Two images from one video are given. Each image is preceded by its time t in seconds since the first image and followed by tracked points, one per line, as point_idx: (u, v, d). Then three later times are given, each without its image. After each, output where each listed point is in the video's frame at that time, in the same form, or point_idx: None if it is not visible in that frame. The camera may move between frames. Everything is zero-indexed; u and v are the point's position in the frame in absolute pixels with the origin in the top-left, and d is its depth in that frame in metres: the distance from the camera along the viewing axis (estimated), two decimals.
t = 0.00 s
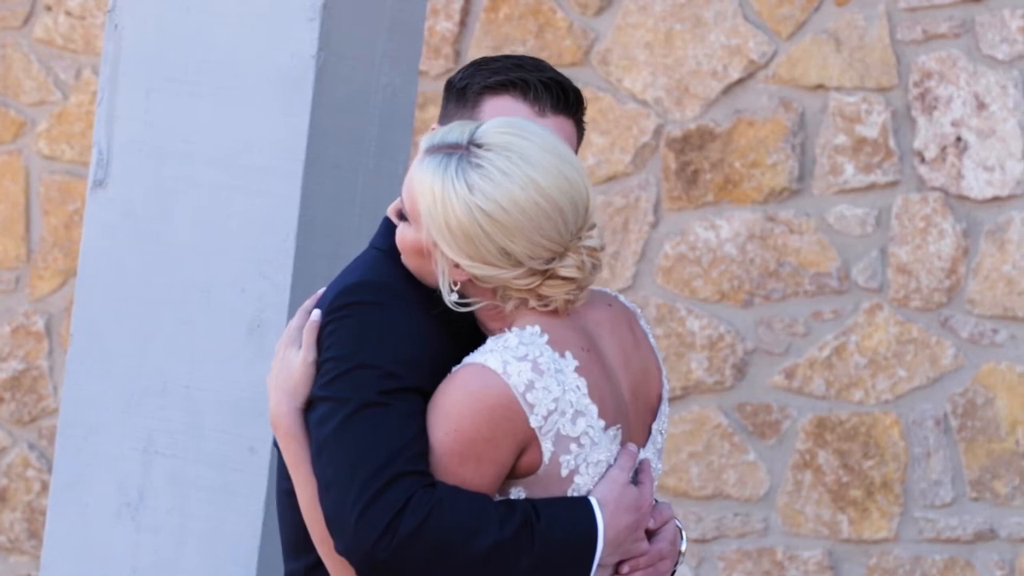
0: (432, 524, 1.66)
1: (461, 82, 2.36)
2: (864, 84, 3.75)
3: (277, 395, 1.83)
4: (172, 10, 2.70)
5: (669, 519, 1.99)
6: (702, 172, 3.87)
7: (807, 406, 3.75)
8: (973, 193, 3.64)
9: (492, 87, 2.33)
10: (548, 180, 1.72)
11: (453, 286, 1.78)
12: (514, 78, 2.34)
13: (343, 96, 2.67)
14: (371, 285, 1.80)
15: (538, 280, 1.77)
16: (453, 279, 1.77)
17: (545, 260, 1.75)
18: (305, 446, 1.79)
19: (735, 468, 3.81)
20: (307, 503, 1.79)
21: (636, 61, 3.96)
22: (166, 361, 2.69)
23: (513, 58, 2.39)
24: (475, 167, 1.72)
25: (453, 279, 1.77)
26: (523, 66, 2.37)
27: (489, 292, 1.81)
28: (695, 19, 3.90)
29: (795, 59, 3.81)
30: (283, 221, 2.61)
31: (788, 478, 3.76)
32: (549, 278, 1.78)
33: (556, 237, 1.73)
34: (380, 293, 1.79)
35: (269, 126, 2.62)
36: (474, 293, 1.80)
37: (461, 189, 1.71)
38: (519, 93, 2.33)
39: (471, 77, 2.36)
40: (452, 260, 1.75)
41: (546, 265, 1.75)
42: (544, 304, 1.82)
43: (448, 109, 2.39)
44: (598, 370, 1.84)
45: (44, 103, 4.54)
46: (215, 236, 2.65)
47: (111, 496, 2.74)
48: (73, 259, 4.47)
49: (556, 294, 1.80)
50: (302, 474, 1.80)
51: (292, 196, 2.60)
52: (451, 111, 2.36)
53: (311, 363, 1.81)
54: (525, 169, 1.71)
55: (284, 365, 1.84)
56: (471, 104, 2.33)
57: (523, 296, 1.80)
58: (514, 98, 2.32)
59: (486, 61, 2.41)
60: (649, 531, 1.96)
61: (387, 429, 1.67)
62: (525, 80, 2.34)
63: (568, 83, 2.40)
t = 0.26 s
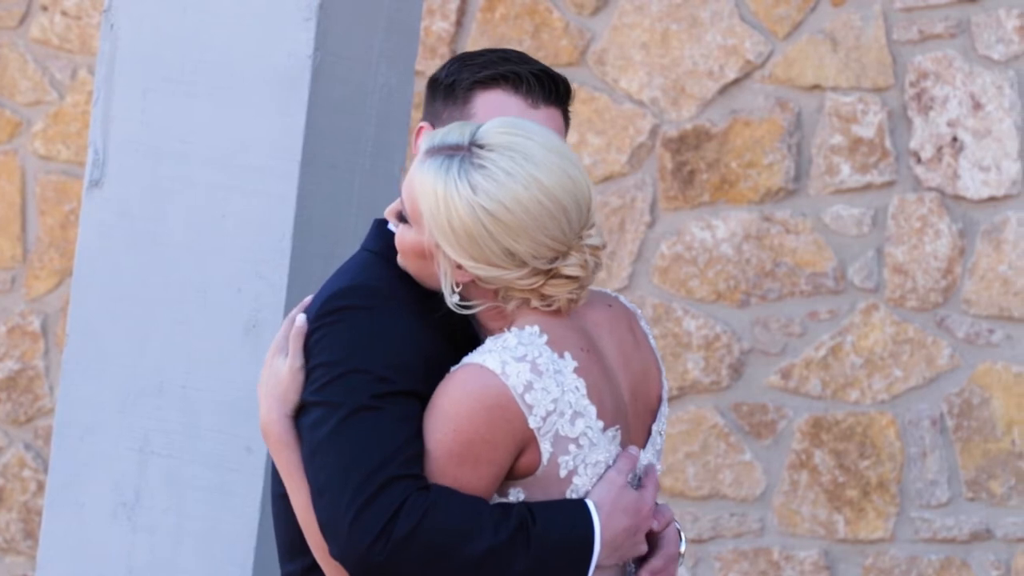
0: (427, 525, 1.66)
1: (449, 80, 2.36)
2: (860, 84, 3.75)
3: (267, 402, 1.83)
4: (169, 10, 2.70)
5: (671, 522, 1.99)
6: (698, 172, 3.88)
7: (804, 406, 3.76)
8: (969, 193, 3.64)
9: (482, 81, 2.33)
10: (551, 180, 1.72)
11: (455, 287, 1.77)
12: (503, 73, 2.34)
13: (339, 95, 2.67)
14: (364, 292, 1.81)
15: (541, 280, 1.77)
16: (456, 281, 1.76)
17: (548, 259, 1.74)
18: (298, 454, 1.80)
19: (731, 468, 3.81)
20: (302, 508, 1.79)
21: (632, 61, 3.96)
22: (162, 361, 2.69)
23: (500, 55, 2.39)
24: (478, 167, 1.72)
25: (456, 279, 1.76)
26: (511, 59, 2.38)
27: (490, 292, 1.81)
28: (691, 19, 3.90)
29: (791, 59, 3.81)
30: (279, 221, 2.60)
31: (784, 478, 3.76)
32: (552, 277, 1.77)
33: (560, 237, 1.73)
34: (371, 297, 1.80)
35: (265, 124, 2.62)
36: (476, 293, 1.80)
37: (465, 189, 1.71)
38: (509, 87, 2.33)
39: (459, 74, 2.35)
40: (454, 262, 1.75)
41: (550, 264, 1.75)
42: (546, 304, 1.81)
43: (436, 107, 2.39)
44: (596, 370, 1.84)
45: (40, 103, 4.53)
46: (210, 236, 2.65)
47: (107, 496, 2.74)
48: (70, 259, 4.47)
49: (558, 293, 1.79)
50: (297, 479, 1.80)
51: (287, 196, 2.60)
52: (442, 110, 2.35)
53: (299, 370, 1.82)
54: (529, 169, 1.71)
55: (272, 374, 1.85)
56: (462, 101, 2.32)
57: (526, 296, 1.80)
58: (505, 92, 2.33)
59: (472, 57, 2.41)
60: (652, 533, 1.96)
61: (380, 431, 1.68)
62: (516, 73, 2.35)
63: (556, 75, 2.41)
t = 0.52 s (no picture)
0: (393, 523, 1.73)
1: (439, 71, 2.11)
2: (858, 84, 3.75)
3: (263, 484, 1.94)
4: (167, 11, 2.71)
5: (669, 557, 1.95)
6: (697, 172, 3.87)
7: (801, 406, 3.75)
8: (967, 194, 3.64)
9: (482, 73, 2.11)
10: (615, 180, 1.78)
11: (510, 285, 1.84)
12: (501, 59, 2.13)
13: (338, 95, 2.66)
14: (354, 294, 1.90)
15: (594, 283, 1.82)
16: (512, 278, 1.83)
17: (605, 261, 1.81)
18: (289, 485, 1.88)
19: (729, 468, 3.80)
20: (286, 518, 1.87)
21: (630, 62, 3.95)
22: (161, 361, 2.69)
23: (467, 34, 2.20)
24: (543, 164, 1.78)
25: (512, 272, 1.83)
26: (498, 45, 2.16)
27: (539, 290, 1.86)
28: (689, 20, 3.90)
29: (789, 59, 3.81)
30: (277, 221, 2.60)
31: (782, 478, 3.76)
32: (605, 282, 1.83)
33: (618, 239, 1.79)
34: (358, 301, 1.90)
35: (264, 125, 2.62)
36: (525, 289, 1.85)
37: (529, 185, 1.77)
38: (510, 75, 2.13)
39: (450, 66, 2.11)
40: (512, 260, 1.81)
41: (607, 266, 1.81)
42: (595, 308, 1.86)
43: (404, 100, 2.16)
44: (625, 391, 1.88)
45: (37, 103, 4.53)
46: (209, 236, 2.66)
47: (106, 497, 2.74)
48: (68, 259, 4.47)
49: (608, 298, 1.84)
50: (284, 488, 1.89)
51: (286, 196, 2.59)
52: (434, 105, 2.11)
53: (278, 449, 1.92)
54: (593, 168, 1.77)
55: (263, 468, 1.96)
56: (461, 93, 2.10)
57: (574, 299, 1.85)
58: (505, 82, 2.13)
59: (446, 42, 2.17)
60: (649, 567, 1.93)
61: (357, 429, 1.76)
62: (512, 60, 2.13)
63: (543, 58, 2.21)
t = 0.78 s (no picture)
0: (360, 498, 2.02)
1: (415, 63, 2.36)
2: (860, 84, 3.75)
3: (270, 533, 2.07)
4: (169, 19, 2.93)
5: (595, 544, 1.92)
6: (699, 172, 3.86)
7: (803, 406, 3.75)
8: (968, 194, 3.64)
9: (456, 64, 2.35)
10: (693, 166, 2.00)
11: (580, 260, 2.04)
12: (476, 51, 2.36)
13: (334, 97, 2.87)
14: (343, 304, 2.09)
15: (657, 274, 2.00)
16: (583, 254, 2.03)
17: (671, 254, 2.00)
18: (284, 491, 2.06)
19: (730, 469, 3.81)
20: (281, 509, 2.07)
21: (631, 62, 3.95)
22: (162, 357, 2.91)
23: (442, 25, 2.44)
24: (632, 142, 2.01)
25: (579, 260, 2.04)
26: (467, 36, 2.41)
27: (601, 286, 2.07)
28: (690, 20, 3.90)
29: (791, 59, 3.81)
30: (277, 222, 2.81)
31: (783, 478, 3.76)
32: (667, 276, 2.00)
33: (683, 220, 1.99)
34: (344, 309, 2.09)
35: (260, 127, 2.84)
36: (592, 281, 2.06)
37: (614, 158, 2.00)
38: (485, 65, 2.36)
39: (425, 58, 2.36)
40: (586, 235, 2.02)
41: (671, 259, 2.00)
42: (654, 303, 2.03)
43: (382, 93, 2.40)
44: (655, 403, 2.07)
45: (39, 104, 4.54)
46: (209, 235, 2.87)
47: (107, 496, 2.96)
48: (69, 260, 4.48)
49: (669, 295, 2.01)
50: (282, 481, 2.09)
51: (285, 198, 2.80)
52: (411, 99, 2.34)
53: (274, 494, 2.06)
54: (676, 152, 1.99)
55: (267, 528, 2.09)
56: (436, 84, 2.33)
57: (635, 288, 2.02)
58: (479, 72, 2.35)
59: (422, 33, 2.42)
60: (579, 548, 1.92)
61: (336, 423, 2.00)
62: (485, 51, 2.37)
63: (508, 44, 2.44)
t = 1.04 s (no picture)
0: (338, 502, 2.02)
1: (397, 65, 2.39)
2: (863, 84, 3.75)
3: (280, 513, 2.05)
4: (171, 18, 2.93)
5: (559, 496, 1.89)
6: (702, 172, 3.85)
7: (806, 406, 3.75)
8: (972, 194, 3.64)
9: (439, 67, 2.38)
10: (721, 159, 2.01)
11: (600, 244, 2.06)
12: (460, 53, 2.40)
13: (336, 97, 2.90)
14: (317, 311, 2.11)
15: (676, 264, 2.01)
16: (603, 239, 2.05)
17: (692, 244, 2.00)
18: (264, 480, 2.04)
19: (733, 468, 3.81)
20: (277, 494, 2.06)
21: (635, 62, 3.95)
22: (166, 357, 2.92)
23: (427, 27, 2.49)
24: (662, 131, 2.02)
25: (599, 246, 2.06)
26: (451, 38, 2.45)
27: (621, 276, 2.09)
28: (693, 20, 3.90)
29: (794, 59, 3.81)
30: (281, 222, 2.83)
31: (787, 478, 3.76)
32: (687, 267, 2.01)
33: (707, 212, 2.00)
34: (319, 316, 2.11)
35: (264, 127, 2.86)
36: (613, 269, 2.08)
37: (644, 145, 2.02)
38: (468, 67, 2.40)
39: (408, 60, 2.39)
40: (606, 220, 2.04)
41: (691, 249, 2.01)
42: (673, 296, 2.03)
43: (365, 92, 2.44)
44: (678, 395, 2.08)
45: (42, 104, 4.54)
46: (213, 235, 2.88)
47: (110, 497, 2.96)
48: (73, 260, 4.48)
49: (687, 287, 2.01)
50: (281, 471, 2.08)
51: (291, 198, 2.82)
52: (393, 100, 2.37)
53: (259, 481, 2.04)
54: (706, 144, 2.01)
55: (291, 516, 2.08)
56: (419, 86, 2.36)
57: (654, 279, 2.03)
58: (462, 74, 2.39)
59: (406, 34, 2.46)
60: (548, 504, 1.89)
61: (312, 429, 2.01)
62: (468, 54, 2.41)
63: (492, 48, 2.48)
